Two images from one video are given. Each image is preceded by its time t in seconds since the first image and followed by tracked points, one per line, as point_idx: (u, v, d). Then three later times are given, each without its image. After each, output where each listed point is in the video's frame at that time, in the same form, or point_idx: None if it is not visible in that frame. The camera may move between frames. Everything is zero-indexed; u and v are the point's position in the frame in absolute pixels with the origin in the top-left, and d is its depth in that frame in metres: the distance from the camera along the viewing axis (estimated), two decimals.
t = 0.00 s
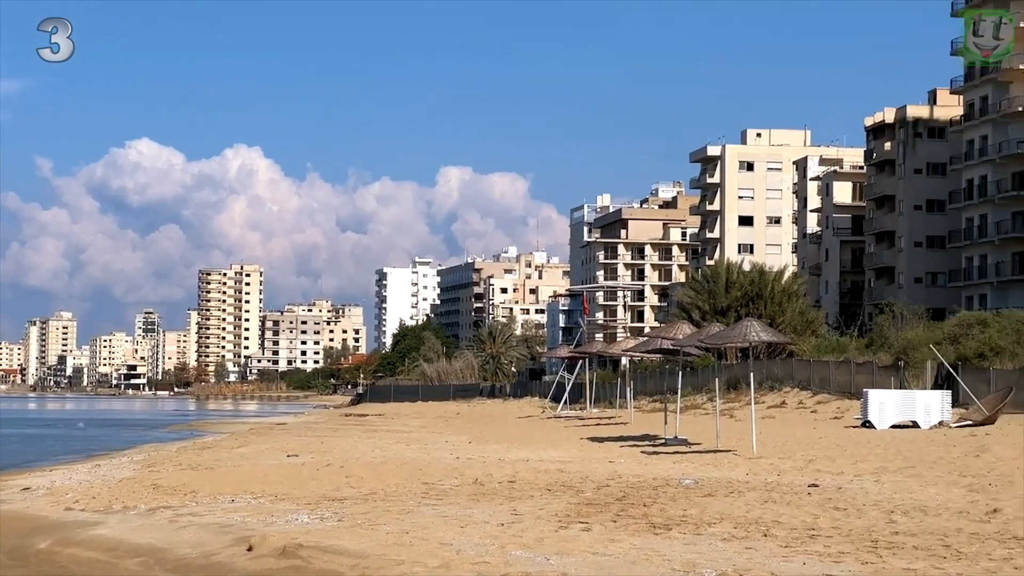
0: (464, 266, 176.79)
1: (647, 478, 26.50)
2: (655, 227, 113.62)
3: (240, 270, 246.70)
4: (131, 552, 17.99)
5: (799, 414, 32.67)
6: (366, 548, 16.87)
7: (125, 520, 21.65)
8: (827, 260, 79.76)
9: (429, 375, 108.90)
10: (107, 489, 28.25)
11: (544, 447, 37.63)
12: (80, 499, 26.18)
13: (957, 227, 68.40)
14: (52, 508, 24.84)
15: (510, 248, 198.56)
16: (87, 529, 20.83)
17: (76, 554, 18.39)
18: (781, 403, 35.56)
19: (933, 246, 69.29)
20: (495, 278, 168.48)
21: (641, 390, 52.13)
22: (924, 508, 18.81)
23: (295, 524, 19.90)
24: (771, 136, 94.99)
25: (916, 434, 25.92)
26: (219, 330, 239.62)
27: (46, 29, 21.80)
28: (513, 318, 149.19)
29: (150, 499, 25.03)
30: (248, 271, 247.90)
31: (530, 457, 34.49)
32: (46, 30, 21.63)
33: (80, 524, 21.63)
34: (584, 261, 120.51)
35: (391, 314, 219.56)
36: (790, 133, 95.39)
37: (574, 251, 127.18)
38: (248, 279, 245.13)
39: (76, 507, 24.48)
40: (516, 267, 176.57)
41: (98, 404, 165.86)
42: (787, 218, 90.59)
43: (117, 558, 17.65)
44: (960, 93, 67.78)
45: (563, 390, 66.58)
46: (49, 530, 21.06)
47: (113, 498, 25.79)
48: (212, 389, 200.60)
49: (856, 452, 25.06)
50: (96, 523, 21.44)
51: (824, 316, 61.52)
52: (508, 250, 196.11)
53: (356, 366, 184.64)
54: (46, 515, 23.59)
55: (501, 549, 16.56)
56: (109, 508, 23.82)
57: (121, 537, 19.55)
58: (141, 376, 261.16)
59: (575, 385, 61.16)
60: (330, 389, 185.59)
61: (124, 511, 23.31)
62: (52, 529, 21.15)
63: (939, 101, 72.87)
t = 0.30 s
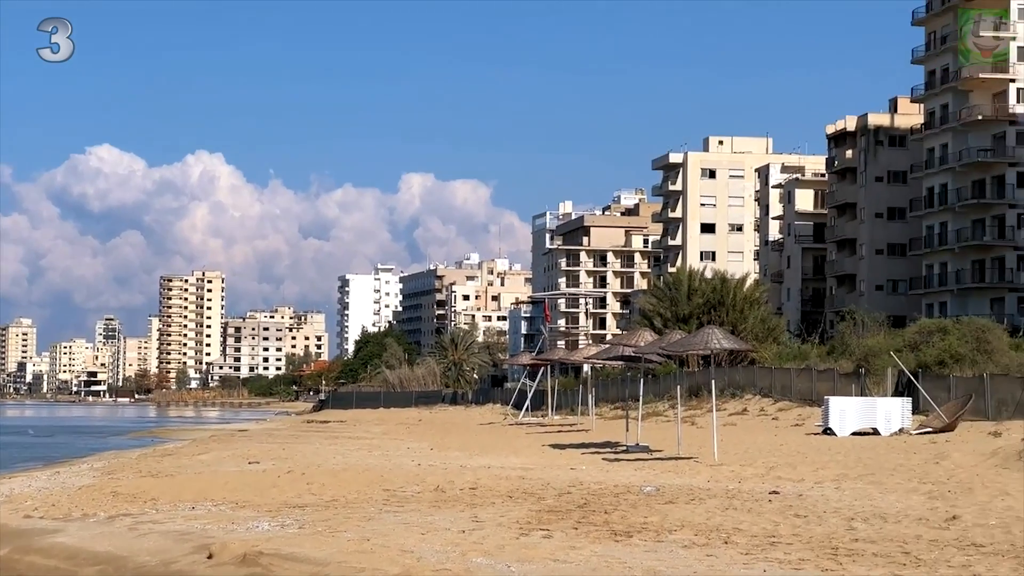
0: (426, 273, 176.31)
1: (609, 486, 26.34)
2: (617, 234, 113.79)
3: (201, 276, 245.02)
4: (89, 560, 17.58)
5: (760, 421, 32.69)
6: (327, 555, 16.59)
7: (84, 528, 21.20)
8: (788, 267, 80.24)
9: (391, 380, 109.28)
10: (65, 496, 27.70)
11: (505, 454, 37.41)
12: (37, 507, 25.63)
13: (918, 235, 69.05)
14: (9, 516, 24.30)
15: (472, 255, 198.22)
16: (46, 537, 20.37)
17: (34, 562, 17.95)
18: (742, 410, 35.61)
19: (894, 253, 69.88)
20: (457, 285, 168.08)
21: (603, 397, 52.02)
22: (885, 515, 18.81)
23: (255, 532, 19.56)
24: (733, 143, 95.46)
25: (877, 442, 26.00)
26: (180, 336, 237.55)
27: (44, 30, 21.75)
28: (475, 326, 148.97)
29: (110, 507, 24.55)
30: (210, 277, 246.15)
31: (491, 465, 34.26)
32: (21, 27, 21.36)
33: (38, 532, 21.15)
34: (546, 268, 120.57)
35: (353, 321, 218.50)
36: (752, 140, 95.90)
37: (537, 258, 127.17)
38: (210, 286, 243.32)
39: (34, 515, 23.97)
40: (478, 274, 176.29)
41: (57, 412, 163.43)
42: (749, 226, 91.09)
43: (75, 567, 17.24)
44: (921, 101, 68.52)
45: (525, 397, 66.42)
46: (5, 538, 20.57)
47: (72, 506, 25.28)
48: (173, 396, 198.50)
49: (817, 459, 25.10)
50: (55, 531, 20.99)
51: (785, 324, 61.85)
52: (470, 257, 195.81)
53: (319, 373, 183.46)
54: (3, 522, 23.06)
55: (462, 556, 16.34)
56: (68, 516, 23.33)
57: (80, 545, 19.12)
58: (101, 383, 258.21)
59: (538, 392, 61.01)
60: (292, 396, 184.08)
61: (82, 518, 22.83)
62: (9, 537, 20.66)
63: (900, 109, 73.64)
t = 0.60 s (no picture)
0: (396, 278, 176.01)
1: (578, 491, 26.24)
2: (587, 240, 113.96)
3: (170, 281, 243.45)
4: (56, 565, 17.26)
5: (730, 427, 32.74)
6: (294, 561, 16.37)
7: (50, 534, 20.86)
8: (757, 273, 80.64)
9: (360, 387, 107.72)
10: (32, 502, 27.24)
11: (474, 459, 37.28)
12: (3, 513, 25.19)
13: (886, 241, 69.52)
14: None
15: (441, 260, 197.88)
16: (12, 543, 20.00)
17: None
18: (711, 416, 35.69)
19: (862, 259, 70.33)
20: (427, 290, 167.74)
21: (572, 402, 51.98)
22: (852, 521, 18.81)
23: (224, 537, 19.28)
24: (702, 148, 95.84)
25: (845, 447, 26.07)
26: (149, 341, 235.73)
27: (46, 31, 21.72)
28: (445, 331, 148.53)
29: (77, 513, 24.18)
30: (179, 282, 244.62)
31: (459, 470, 34.11)
32: None
33: (4, 537, 20.77)
34: (515, 273, 120.55)
35: (322, 326, 217.65)
36: (721, 146, 96.35)
37: (506, 263, 127.21)
38: (178, 290, 241.80)
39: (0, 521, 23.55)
40: (448, 279, 176.02)
41: (23, 417, 161.45)
42: (718, 231, 91.39)
43: (41, 572, 16.92)
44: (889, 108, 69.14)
45: (495, 402, 66.25)
46: None
47: (39, 512, 24.87)
48: (141, 401, 196.68)
49: (786, 464, 25.12)
50: (21, 537, 20.64)
51: (754, 329, 62.20)
52: (440, 262, 195.55)
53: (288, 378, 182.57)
54: None
55: (430, 562, 16.15)
56: (34, 522, 22.92)
57: (45, 550, 18.78)
58: (68, 388, 255.66)
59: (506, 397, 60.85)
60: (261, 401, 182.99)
61: (49, 524, 22.47)
62: None
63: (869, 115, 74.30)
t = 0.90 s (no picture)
0: (358, 284, 175.24)
1: (539, 498, 26.09)
2: (549, 246, 113.97)
3: (131, 286, 241.03)
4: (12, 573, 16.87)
5: (691, 433, 32.74)
6: (254, 568, 16.08)
7: (6, 541, 20.40)
8: (719, 279, 81.00)
9: (322, 394, 106.06)
10: None
11: (435, 466, 37.01)
12: None
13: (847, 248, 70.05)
14: None
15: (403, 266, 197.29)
16: None
17: None
18: (673, 422, 35.69)
19: (824, 265, 70.83)
20: (389, 296, 167.11)
21: (533, 409, 51.80)
22: (812, 527, 18.81)
23: (183, 545, 18.93)
24: (664, 155, 96.22)
25: (806, 453, 26.13)
26: (109, 347, 233.14)
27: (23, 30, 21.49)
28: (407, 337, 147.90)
29: (34, 520, 23.69)
30: (140, 288, 242.32)
31: (420, 476, 33.85)
32: None
33: None
34: (478, 279, 120.37)
35: (284, 332, 216.24)
36: (684, 152, 96.75)
37: (468, 269, 127.03)
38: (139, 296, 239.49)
39: None
40: (410, 285, 175.40)
41: None
42: (680, 237, 91.60)
43: None
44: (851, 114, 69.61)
45: (457, 409, 65.92)
46: None
47: None
48: (101, 407, 194.19)
49: (747, 470, 25.12)
50: None
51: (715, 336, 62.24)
52: (402, 268, 194.96)
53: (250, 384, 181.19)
54: None
55: (391, 569, 15.92)
56: None
57: None
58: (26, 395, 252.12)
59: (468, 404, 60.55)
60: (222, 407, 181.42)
61: (5, 532, 21.97)
62: None
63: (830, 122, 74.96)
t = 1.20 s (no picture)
0: (328, 287, 174.49)
1: (508, 502, 25.96)
2: (518, 250, 113.86)
3: (98, 290, 238.86)
4: None
5: (660, 437, 32.74)
6: (221, 573, 15.85)
7: None
8: (688, 283, 81.26)
9: (291, 397, 103.75)
10: None
11: (403, 469, 36.80)
12: None
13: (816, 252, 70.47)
14: None
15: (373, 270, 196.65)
16: None
17: None
18: (641, 426, 35.69)
19: (793, 269, 71.21)
20: (359, 300, 166.40)
21: (501, 413, 51.69)
22: (779, 530, 18.79)
23: (150, 549, 18.64)
24: (634, 159, 96.43)
25: (774, 457, 26.13)
26: (76, 351, 230.93)
27: None
28: (376, 340, 147.44)
29: None
30: (107, 291, 240.25)
31: (388, 480, 33.66)
32: None
33: None
34: (446, 283, 120.12)
35: (253, 336, 215.01)
36: (653, 156, 97.00)
37: (437, 272, 126.77)
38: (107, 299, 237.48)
39: None
40: (379, 289, 174.72)
41: None
42: (649, 241, 91.84)
43: None
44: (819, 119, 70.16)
45: (426, 413, 65.69)
46: None
47: None
48: (67, 411, 192.18)
49: (716, 474, 25.09)
50: None
51: (684, 339, 62.39)
52: (371, 272, 194.30)
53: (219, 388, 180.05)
54: None
55: (358, 573, 15.73)
56: None
57: None
58: None
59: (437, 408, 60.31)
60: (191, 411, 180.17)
61: None
62: None
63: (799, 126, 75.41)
